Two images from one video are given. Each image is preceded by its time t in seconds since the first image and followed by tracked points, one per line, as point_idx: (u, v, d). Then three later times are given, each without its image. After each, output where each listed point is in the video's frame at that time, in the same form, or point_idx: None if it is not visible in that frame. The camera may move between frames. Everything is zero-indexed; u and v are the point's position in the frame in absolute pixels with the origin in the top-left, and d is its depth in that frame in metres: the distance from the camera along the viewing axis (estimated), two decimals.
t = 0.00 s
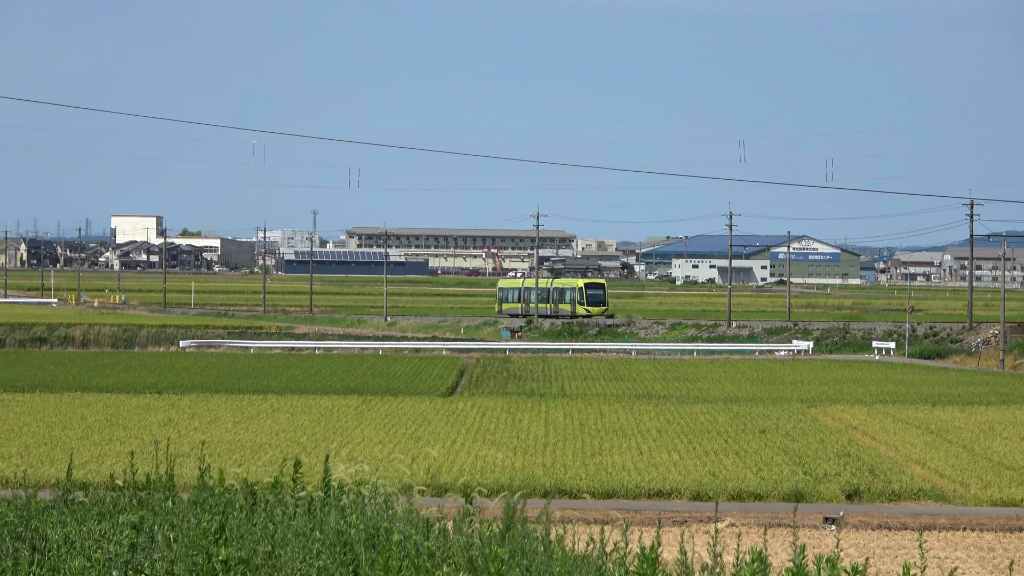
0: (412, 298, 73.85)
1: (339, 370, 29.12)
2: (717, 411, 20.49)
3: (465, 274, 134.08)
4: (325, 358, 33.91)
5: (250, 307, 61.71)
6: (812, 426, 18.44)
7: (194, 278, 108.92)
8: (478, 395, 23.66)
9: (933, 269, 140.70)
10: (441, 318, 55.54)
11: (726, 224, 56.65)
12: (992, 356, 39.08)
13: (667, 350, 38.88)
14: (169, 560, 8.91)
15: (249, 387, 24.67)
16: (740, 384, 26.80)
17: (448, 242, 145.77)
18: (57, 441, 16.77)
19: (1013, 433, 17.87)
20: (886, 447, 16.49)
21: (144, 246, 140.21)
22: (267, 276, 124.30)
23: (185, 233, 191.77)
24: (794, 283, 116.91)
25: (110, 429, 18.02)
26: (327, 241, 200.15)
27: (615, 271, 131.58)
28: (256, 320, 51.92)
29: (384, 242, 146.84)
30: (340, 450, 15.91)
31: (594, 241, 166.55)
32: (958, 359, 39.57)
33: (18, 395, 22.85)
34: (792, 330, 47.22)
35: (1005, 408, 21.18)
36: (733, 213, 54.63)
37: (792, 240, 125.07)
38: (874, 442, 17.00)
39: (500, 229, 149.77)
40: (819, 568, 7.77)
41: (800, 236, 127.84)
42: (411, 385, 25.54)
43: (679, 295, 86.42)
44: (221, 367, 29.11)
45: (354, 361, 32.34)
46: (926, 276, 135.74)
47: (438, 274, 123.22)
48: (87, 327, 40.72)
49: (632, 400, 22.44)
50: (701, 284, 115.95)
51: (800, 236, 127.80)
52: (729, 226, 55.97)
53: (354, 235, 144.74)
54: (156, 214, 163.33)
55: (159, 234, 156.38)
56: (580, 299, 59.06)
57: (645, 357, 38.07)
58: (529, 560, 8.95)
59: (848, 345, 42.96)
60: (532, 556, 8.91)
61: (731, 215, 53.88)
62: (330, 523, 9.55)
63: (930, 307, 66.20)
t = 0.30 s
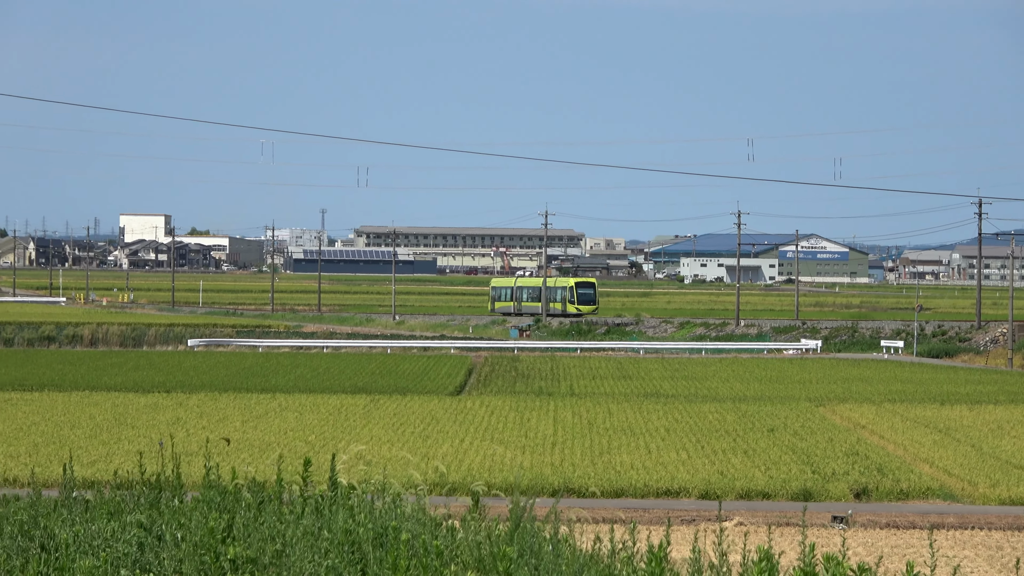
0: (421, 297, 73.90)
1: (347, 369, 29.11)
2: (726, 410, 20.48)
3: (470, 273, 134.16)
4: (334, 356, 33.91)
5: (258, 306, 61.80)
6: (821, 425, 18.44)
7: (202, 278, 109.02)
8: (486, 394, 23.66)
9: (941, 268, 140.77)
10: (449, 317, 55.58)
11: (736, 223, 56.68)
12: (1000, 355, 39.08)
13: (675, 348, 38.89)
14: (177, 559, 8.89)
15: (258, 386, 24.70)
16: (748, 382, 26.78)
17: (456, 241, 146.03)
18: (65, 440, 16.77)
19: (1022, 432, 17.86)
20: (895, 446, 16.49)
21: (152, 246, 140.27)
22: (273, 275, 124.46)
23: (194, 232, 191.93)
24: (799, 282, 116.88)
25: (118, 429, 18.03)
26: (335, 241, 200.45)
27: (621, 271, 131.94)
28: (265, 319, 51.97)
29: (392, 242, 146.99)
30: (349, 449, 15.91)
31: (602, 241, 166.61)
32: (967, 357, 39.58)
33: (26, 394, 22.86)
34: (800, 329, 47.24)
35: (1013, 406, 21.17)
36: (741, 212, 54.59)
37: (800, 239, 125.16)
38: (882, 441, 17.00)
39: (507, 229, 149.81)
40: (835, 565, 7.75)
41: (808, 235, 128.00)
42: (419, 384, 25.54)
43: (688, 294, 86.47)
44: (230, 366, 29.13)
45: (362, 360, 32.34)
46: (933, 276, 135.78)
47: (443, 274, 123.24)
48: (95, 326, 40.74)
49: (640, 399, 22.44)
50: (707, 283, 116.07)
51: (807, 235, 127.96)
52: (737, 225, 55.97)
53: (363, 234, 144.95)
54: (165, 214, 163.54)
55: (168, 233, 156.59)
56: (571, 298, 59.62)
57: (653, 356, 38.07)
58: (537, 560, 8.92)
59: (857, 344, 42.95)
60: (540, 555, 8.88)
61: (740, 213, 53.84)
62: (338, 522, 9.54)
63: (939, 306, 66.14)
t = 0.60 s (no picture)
0: (425, 294, 73.88)
1: (351, 366, 29.12)
2: (729, 407, 20.50)
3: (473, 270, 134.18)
4: (338, 354, 33.93)
5: (262, 304, 61.78)
6: (824, 423, 18.44)
7: (205, 275, 108.91)
8: (490, 391, 23.71)
9: (945, 265, 140.63)
10: (453, 314, 55.55)
11: (740, 221, 56.71)
12: (1005, 353, 39.09)
13: (679, 346, 38.89)
14: (181, 556, 8.87)
15: (262, 383, 24.72)
16: (751, 381, 26.77)
17: (459, 238, 145.98)
18: (70, 437, 16.78)
19: None
20: (898, 444, 16.50)
21: (156, 243, 140.28)
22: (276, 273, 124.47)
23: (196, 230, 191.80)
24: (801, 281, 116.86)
25: (122, 426, 18.04)
26: (338, 239, 200.60)
27: (627, 267, 130.39)
28: (269, 317, 51.93)
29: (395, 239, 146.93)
30: (352, 446, 15.92)
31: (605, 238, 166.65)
32: (971, 356, 39.61)
33: (31, 391, 22.88)
34: (805, 327, 47.21)
35: (1017, 405, 21.17)
36: (745, 210, 54.58)
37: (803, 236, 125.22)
38: (886, 438, 17.01)
39: (510, 226, 149.78)
40: (841, 562, 7.72)
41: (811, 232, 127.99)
42: (423, 381, 25.55)
43: (692, 291, 86.52)
44: (234, 364, 29.13)
45: (366, 357, 32.36)
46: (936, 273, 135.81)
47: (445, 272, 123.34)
48: (99, 324, 40.70)
49: (644, 397, 22.46)
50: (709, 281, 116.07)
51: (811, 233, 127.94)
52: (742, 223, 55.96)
53: (365, 231, 144.94)
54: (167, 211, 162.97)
55: (171, 231, 156.50)
56: (558, 296, 59.76)
57: (657, 353, 38.10)
58: (542, 558, 8.89)
59: (861, 342, 42.95)
60: (545, 552, 8.85)
61: (745, 212, 53.87)
62: (342, 520, 9.53)
63: (943, 304, 66.24)
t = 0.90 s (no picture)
0: (425, 292, 73.97)
1: (351, 364, 29.14)
2: (730, 405, 20.51)
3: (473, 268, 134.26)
4: (338, 352, 33.96)
5: (263, 302, 61.86)
6: (825, 420, 18.44)
7: (205, 273, 109.03)
8: (490, 389, 23.73)
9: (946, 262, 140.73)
10: (452, 312, 55.63)
11: (741, 219, 56.74)
12: (1006, 349, 39.11)
13: (679, 343, 38.91)
14: (181, 555, 8.86)
15: (262, 381, 24.74)
16: (751, 378, 26.78)
17: (459, 236, 146.04)
18: (70, 436, 16.78)
19: None
20: (899, 441, 16.51)
21: (156, 242, 140.35)
22: (276, 271, 124.56)
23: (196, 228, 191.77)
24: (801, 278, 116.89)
25: (122, 424, 18.05)
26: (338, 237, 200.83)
27: (627, 264, 130.41)
28: (270, 315, 51.93)
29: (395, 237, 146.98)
30: (352, 445, 15.93)
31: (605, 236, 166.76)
32: (972, 352, 39.64)
33: (30, 390, 22.87)
34: (805, 324, 47.22)
35: (1017, 401, 21.16)
36: (746, 208, 54.61)
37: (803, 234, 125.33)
38: (886, 436, 17.01)
39: (510, 224, 149.86)
40: (842, 560, 7.72)
41: (811, 230, 128.02)
42: (423, 379, 25.56)
43: (692, 289, 86.60)
44: (234, 362, 29.13)
45: (366, 355, 32.42)
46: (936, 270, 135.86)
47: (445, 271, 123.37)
48: (100, 322, 40.73)
49: (645, 394, 22.47)
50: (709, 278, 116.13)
51: (811, 230, 127.98)
52: (742, 220, 56.01)
53: (366, 230, 145.04)
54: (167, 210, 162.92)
55: (171, 229, 156.54)
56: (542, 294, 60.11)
57: (657, 350, 38.13)
58: (541, 555, 8.88)
59: (862, 339, 42.98)
60: (544, 549, 8.84)
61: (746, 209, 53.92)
62: (343, 518, 9.53)
63: (943, 301, 66.32)
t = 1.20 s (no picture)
0: (422, 289, 74.04)
1: (349, 361, 29.15)
2: (727, 402, 20.51)
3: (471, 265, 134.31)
4: (336, 349, 33.99)
5: (260, 298, 61.88)
6: (822, 417, 18.44)
7: (203, 271, 108.99)
8: (488, 386, 23.72)
9: (944, 260, 140.86)
10: (449, 309, 55.66)
11: (739, 216, 56.77)
12: (1003, 346, 39.14)
13: (677, 341, 38.93)
14: (179, 552, 8.85)
15: (259, 378, 24.75)
16: (749, 375, 26.78)
17: (457, 234, 146.09)
18: (67, 433, 16.79)
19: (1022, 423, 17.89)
20: (896, 438, 16.51)
21: (154, 238, 140.40)
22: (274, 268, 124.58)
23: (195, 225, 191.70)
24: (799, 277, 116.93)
25: (120, 421, 18.06)
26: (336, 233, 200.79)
27: (625, 262, 130.49)
28: (267, 312, 51.98)
29: (393, 235, 147.05)
30: (349, 442, 15.93)
31: (603, 233, 166.86)
32: (969, 349, 39.65)
33: (28, 386, 22.89)
34: (802, 321, 47.14)
35: (1015, 399, 21.14)
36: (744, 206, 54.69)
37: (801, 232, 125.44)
38: (884, 433, 17.01)
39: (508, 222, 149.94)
40: (838, 556, 7.71)
41: (810, 229, 128.07)
42: (421, 376, 25.56)
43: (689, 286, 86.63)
44: (231, 359, 29.15)
45: (363, 352, 32.46)
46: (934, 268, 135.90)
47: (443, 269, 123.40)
48: (98, 319, 40.78)
49: (642, 391, 22.48)
50: (708, 276, 116.15)
51: (810, 229, 128.02)
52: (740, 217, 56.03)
53: (364, 227, 145.06)
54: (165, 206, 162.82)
55: (169, 226, 156.44)
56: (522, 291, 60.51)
57: (655, 347, 38.14)
58: (538, 552, 8.88)
59: (859, 336, 42.98)
60: (541, 546, 8.84)
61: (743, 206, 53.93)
62: (340, 515, 9.53)
63: (940, 298, 66.36)
